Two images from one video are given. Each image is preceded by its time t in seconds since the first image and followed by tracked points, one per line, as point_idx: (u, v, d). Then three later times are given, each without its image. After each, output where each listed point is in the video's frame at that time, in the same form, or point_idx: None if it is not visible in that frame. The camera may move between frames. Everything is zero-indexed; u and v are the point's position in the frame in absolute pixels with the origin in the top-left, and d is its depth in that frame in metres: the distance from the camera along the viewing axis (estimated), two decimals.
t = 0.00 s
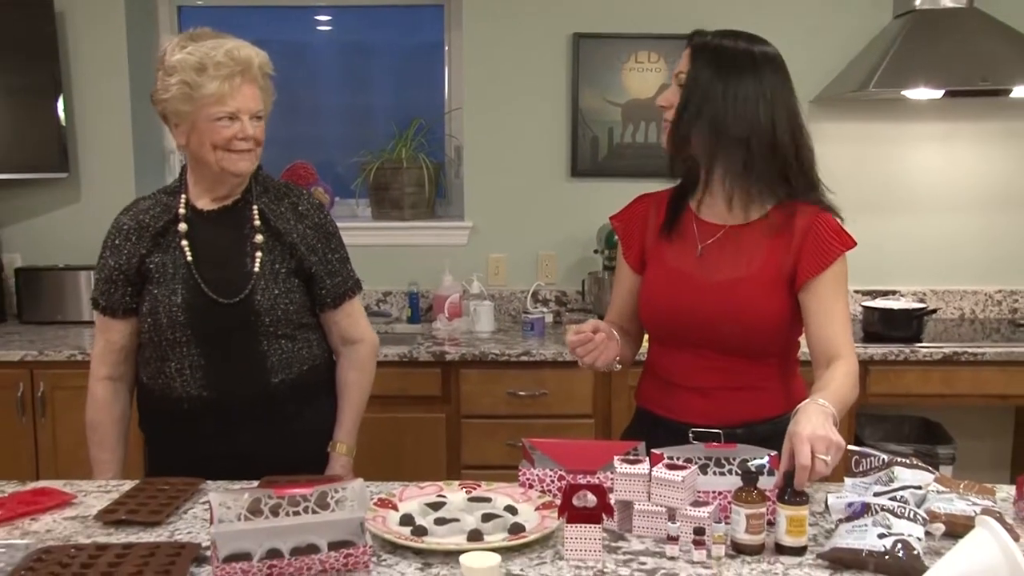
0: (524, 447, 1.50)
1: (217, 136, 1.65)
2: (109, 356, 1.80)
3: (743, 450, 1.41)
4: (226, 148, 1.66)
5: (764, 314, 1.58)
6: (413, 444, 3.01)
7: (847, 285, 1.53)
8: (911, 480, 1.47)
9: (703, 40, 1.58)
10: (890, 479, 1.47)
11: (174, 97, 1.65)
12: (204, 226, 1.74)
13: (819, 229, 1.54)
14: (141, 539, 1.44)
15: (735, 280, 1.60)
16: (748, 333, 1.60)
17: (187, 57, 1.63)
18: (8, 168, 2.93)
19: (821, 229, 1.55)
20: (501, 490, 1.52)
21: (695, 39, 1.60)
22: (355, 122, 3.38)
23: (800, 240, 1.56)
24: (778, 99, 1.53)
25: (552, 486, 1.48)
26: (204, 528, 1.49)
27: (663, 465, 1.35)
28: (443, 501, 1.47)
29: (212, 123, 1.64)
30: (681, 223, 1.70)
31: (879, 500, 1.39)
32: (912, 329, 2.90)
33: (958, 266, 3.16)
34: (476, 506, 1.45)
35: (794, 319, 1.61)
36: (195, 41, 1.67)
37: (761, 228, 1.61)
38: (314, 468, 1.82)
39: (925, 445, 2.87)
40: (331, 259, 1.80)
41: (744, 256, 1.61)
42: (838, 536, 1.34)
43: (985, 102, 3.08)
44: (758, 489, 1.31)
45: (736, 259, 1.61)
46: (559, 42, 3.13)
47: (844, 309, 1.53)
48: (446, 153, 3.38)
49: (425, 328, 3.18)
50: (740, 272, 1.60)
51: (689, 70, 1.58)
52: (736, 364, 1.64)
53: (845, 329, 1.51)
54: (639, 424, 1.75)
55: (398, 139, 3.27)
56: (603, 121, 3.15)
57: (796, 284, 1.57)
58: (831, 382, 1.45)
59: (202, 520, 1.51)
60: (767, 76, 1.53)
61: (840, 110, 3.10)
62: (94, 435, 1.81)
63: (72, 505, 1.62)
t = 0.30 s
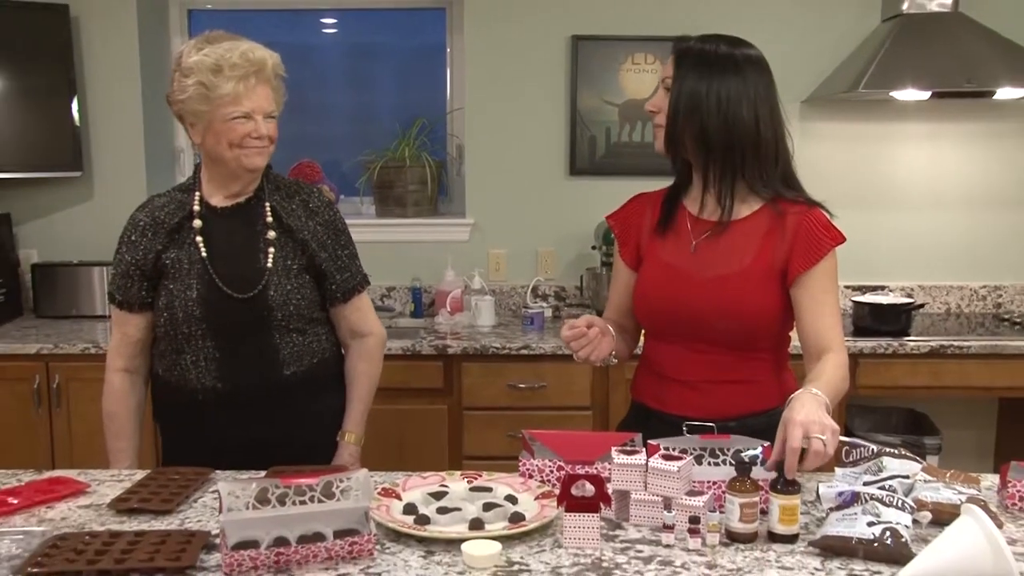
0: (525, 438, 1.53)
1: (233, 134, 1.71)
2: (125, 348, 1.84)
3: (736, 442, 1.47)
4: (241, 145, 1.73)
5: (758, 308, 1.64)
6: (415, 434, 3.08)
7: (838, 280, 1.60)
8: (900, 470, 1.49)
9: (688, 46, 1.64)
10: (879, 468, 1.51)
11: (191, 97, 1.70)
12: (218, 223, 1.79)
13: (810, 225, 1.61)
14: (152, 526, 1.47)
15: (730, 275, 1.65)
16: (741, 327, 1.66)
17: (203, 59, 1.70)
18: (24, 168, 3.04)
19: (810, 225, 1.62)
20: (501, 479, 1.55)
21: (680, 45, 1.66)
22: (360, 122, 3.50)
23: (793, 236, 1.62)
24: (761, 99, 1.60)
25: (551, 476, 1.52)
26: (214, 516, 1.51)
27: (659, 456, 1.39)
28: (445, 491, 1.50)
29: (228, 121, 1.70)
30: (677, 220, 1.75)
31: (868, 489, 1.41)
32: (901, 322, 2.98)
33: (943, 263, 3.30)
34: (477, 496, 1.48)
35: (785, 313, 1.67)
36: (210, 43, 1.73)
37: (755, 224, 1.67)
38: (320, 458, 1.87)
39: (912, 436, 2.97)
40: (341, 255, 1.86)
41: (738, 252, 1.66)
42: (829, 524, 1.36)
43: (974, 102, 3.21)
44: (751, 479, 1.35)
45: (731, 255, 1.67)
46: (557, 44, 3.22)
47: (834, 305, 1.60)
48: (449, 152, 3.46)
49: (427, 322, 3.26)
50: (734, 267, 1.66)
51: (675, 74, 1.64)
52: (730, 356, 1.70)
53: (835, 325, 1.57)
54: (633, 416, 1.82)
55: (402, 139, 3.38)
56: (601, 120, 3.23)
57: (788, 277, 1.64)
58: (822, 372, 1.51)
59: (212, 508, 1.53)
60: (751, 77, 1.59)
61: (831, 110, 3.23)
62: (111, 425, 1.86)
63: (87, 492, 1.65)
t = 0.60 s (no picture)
0: (524, 429, 1.58)
1: (240, 117, 1.74)
2: (140, 339, 1.90)
3: (729, 432, 1.49)
4: (252, 128, 1.74)
5: (748, 300, 1.73)
6: (417, 425, 3.17)
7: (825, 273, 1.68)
8: (887, 459, 1.54)
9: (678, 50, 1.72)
10: (868, 457, 1.54)
11: (195, 89, 1.77)
12: (234, 219, 1.85)
13: (799, 220, 1.70)
14: (163, 513, 1.49)
15: (721, 268, 1.74)
16: (731, 318, 1.74)
17: (202, 50, 1.77)
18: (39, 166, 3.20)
19: (798, 220, 1.71)
20: (502, 469, 1.61)
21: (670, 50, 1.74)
22: (364, 122, 3.64)
23: (782, 231, 1.71)
24: (750, 98, 1.69)
25: (550, 466, 1.58)
26: (222, 504, 1.53)
27: (655, 446, 1.44)
28: (446, 479, 1.55)
29: (232, 104, 1.73)
30: (670, 215, 1.84)
31: (856, 477, 1.47)
32: (887, 316, 3.08)
33: (927, 258, 3.47)
34: (477, 484, 1.53)
35: (774, 307, 1.75)
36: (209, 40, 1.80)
37: (745, 220, 1.75)
38: (331, 448, 1.94)
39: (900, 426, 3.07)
40: (351, 253, 1.93)
41: (729, 246, 1.75)
42: (819, 511, 1.41)
43: (959, 102, 3.37)
44: (744, 468, 1.40)
45: (722, 249, 1.76)
46: (555, 46, 3.31)
47: (821, 299, 1.68)
48: (450, 151, 3.59)
49: (428, 316, 3.35)
50: (725, 262, 1.74)
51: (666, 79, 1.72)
52: (719, 347, 1.79)
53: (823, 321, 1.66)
54: (628, 407, 1.91)
55: (404, 137, 3.48)
56: (599, 119, 3.33)
57: (776, 271, 1.72)
58: (808, 364, 1.59)
59: (220, 496, 1.55)
60: (738, 76, 1.68)
61: (820, 111, 3.38)
62: (127, 411, 1.91)
63: (99, 481, 1.67)
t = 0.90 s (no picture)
0: (523, 422, 1.60)
1: (245, 126, 1.75)
2: (152, 337, 1.97)
3: (723, 426, 1.50)
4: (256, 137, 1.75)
5: (738, 291, 1.80)
6: (418, 419, 3.23)
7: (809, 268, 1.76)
8: (876, 451, 1.57)
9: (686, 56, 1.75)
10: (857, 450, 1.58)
11: (205, 91, 1.76)
12: (239, 218, 1.90)
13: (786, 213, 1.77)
14: (169, 505, 1.49)
15: (711, 260, 1.82)
16: (720, 311, 1.82)
17: (218, 53, 1.76)
18: (52, 167, 3.31)
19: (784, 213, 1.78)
20: (500, 462, 1.63)
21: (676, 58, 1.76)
22: (365, 122, 3.72)
23: (769, 225, 1.79)
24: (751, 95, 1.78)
25: (548, 459, 1.59)
26: (228, 496, 1.53)
27: (650, 439, 1.45)
28: (446, 473, 1.58)
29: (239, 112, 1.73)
30: (660, 213, 1.92)
31: (846, 470, 1.49)
32: (876, 313, 3.17)
33: (915, 257, 3.57)
34: (476, 477, 1.56)
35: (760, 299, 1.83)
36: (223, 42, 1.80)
37: (732, 216, 1.83)
38: (337, 440, 2.02)
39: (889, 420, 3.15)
40: (355, 249, 1.98)
41: (717, 241, 1.83)
42: (810, 503, 1.43)
43: (944, 105, 3.47)
44: (737, 461, 1.41)
45: (711, 243, 1.83)
46: (552, 49, 3.39)
47: (804, 293, 1.76)
48: (450, 151, 3.69)
49: (429, 313, 3.41)
50: (712, 256, 1.82)
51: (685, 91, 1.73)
52: (708, 339, 1.86)
53: (803, 313, 1.74)
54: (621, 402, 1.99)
55: (405, 138, 3.56)
56: (595, 121, 3.41)
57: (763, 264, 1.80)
58: (790, 360, 1.67)
59: (225, 489, 1.55)
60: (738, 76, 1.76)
61: (810, 113, 3.47)
62: (140, 408, 1.99)
63: (109, 474, 1.67)
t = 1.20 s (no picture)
0: (521, 421, 1.61)
1: (245, 131, 1.76)
2: (155, 338, 1.97)
3: (720, 424, 1.54)
4: (256, 143, 1.77)
5: (725, 289, 1.81)
6: (417, 417, 3.25)
7: (790, 265, 1.78)
8: (872, 449, 1.57)
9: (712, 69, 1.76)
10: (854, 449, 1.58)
11: (207, 94, 1.76)
12: (240, 219, 1.90)
13: (768, 208, 1.81)
14: (171, 503, 1.51)
15: (697, 259, 1.83)
16: (709, 309, 1.83)
17: (220, 56, 1.75)
18: (54, 168, 3.34)
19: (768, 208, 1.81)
20: (499, 460, 1.65)
21: (701, 69, 1.76)
22: (366, 122, 3.75)
23: (751, 220, 1.82)
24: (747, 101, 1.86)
25: (546, 457, 1.61)
26: (228, 494, 1.55)
27: (647, 437, 1.48)
28: (445, 471, 1.60)
29: (239, 118, 1.74)
30: (645, 214, 1.93)
31: (843, 468, 1.50)
32: (873, 312, 3.18)
33: (912, 257, 3.60)
34: (476, 476, 1.58)
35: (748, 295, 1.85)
36: (229, 44, 1.79)
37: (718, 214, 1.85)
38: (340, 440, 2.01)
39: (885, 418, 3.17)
40: (357, 250, 1.97)
41: (703, 239, 1.84)
42: (807, 501, 1.44)
43: (940, 106, 3.49)
44: (734, 459, 1.43)
45: (697, 241, 1.85)
46: (551, 50, 3.41)
47: (788, 285, 1.78)
48: (449, 151, 3.71)
49: (428, 312, 3.43)
50: (699, 254, 1.83)
51: (717, 102, 1.76)
52: (698, 338, 1.88)
53: (788, 304, 1.76)
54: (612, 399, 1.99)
55: (405, 138, 3.58)
56: (594, 121, 3.43)
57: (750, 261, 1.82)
58: (779, 353, 1.70)
59: (227, 487, 1.57)
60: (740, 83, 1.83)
61: (807, 115, 3.49)
62: (143, 408, 2.00)
63: (110, 471, 1.69)
